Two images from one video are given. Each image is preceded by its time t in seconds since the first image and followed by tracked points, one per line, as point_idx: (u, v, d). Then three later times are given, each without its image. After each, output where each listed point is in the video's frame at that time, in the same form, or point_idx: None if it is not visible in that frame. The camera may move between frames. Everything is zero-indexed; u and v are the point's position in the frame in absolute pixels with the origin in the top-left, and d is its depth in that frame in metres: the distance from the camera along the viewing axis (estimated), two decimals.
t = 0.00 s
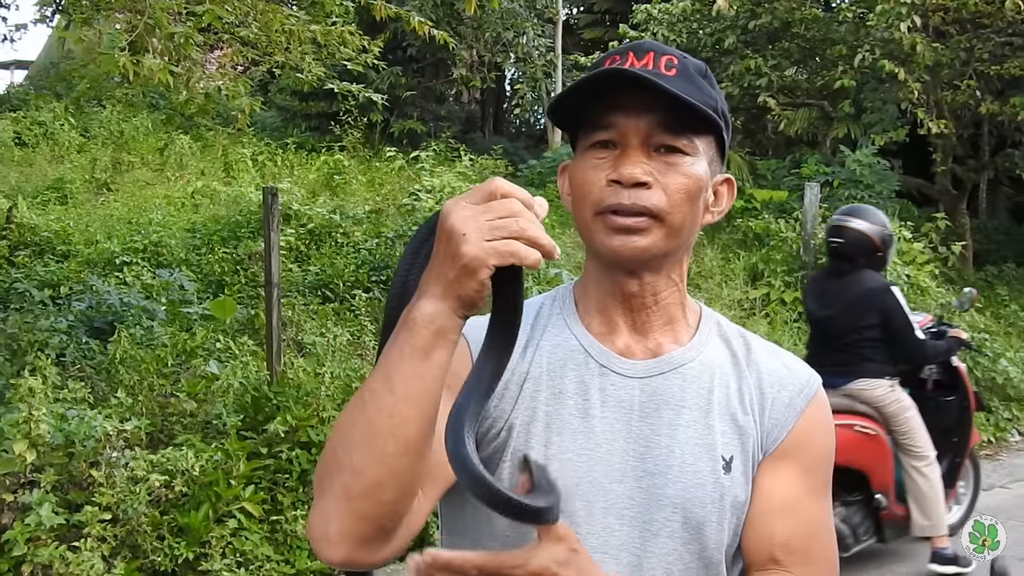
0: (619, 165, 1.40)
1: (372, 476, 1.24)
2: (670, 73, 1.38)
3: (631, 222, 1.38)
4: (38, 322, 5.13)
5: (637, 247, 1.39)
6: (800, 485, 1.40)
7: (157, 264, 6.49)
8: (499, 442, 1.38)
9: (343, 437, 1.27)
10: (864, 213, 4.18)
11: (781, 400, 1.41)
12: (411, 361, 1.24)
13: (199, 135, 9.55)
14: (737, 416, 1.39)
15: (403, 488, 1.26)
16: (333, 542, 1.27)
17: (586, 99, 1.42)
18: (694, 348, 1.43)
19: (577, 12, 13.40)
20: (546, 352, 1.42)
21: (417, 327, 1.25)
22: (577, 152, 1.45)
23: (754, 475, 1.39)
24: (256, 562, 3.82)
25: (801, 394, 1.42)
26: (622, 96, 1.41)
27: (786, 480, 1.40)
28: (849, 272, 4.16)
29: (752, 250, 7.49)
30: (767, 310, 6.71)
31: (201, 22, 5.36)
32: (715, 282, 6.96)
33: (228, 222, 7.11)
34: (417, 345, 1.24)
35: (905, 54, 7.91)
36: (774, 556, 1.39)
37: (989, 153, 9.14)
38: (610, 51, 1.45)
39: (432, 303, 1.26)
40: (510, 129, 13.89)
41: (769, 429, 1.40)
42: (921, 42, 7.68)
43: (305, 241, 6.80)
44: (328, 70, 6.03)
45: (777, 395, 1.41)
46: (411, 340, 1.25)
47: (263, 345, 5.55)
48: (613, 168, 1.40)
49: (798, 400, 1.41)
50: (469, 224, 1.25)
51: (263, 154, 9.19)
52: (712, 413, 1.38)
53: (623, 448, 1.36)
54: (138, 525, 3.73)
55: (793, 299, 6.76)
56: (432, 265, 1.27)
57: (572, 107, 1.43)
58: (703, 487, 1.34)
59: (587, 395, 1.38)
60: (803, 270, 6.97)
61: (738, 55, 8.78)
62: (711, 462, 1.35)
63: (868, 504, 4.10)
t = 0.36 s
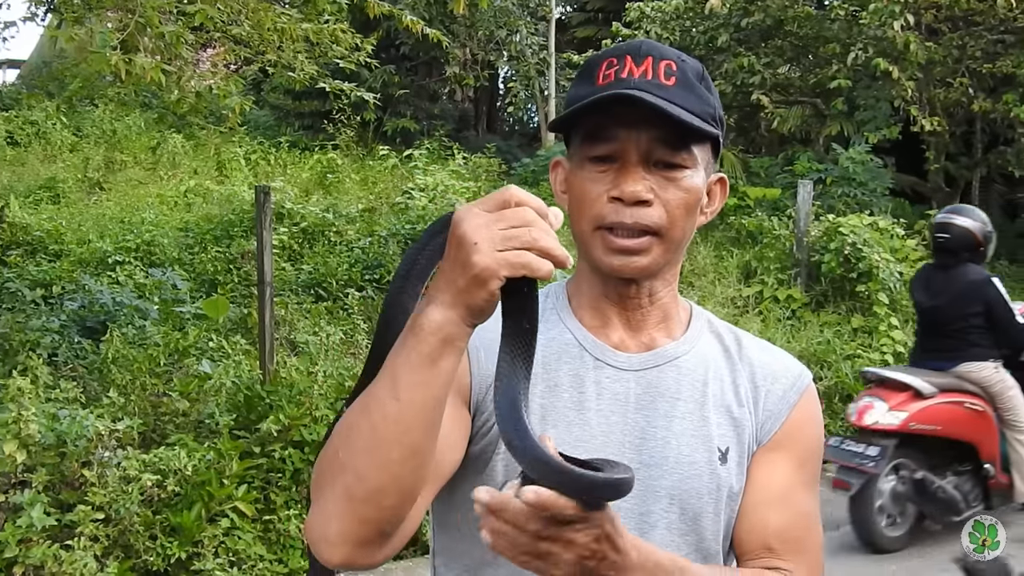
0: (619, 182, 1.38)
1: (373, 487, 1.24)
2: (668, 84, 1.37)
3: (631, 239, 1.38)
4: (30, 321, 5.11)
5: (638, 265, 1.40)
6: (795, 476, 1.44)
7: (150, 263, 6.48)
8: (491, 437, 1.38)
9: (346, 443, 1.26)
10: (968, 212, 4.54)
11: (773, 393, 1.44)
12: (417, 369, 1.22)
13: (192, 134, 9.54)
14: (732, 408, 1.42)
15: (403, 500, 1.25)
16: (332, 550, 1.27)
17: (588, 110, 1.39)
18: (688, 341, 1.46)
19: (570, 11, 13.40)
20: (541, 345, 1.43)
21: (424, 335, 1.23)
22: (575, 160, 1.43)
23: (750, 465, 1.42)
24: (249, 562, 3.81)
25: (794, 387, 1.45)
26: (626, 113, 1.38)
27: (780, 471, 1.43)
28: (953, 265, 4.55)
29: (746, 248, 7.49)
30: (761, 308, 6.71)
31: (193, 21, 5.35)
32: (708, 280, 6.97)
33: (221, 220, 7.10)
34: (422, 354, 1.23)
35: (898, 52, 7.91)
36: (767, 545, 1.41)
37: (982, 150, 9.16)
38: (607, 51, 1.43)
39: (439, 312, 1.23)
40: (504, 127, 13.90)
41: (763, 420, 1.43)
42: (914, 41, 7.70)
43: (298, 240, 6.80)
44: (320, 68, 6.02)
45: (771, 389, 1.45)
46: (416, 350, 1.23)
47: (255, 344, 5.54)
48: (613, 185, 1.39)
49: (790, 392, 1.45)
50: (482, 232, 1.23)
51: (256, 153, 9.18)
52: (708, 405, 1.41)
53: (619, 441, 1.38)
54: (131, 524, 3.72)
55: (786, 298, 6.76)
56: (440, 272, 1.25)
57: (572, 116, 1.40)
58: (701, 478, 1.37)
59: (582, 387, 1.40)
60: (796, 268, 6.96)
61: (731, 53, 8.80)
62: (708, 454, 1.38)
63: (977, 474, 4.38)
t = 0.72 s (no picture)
0: (615, 178, 1.37)
1: (385, 521, 1.21)
2: (659, 79, 1.38)
3: (628, 235, 1.38)
4: (21, 320, 5.09)
5: (636, 260, 1.40)
6: (788, 478, 1.44)
7: (142, 262, 6.46)
8: (488, 441, 1.36)
9: (356, 472, 1.22)
10: None
11: (769, 395, 1.45)
12: (428, 410, 1.17)
13: (184, 133, 9.53)
14: (728, 410, 1.41)
15: (413, 529, 1.23)
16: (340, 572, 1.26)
17: (581, 108, 1.38)
18: (683, 343, 1.46)
19: (563, 10, 13.40)
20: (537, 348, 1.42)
21: (439, 376, 1.17)
22: (567, 159, 1.42)
23: (745, 468, 1.42)
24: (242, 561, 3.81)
25: (788, 390, 1.46)
26: (618, 109, 1.38)
27: (774, 473, 1.43)
28: None
29: (739, 248, 7.51)
30: (754, 308, 6.72)
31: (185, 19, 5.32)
32: (701, 280, 6.98)
33: (214, 219, 7.08)
34: (437, 394, 1.17)
35: (891, 53, 7.93)
36: (765, 544, 1.42)
37: (974, 151, 9.20)
38: (595, 51, 1.43)
39: (455, 350, 1.16)
40: (497, 127, 13.90)
41: (759, 422, 1.44)
42: (908, 42, 7.71)
43: (291, 239, 6.79)
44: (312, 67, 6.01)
45: (766, 391, 1.45)
46: (432, 388, 1.17)
47: (248, 343, 5.53)
48: (608, 182, 1.38)
49: (784, 395, 1.46)
50: (506, 278, 1.13)
51: (249, 152, 9.16)
52: (704, 408, 1.40)
53: (617, 443, 1.37)
54: (123, 524, 3.70)
55: (778, 297, 6.77)
56: (457, 308, 1.17)
57: (564, 115, 1.40)
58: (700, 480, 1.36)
59: (579, 390, 1.39)
60: (789, 268, 6.95)
61: (724, 53, 8.82)
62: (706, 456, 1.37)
63: None
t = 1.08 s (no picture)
0: (622, 183, 1.34)
1: (385, 545, 1.16)
2: (660, 80, 1.37)
3: (636, 241, 1.35)
4: (15, 318, 5.08)
5: (639, 265, 1.36)
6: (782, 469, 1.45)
7: (137, 260, 6.45)
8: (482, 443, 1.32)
9: (366, 490, 1.16)
10: None
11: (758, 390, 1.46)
12: (454, 448, 1.12)
13: (180, 131, 9.52)
14: (719, 407, 1.43)
15: (409, 557, 1.18)
16: None
17: (586, 112, 1.35)
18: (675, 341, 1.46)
19: (561, 10, 13.40)
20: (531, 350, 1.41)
21: (471, 415, 1.11)
22: (568, 165, 1.38)
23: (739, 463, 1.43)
24: (236, 560, 3.81)
25: (776, 384, 1.48)
26: (624, 113, 1.36)
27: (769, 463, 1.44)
28: None
29: (734, 248, 7.52)
30: (749, 309, 6.73)
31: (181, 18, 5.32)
32: (696, 281, 6.98)
33: (210, 217, 7.08)
34: (465, 432, 1.11)
35: (887, 54, 7.93)
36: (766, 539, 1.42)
37: (970, 153, 9.21)
38: (589, 52, 1.41)
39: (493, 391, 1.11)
40: (494, 126, 13.90)
41: (749, 416, 1.45)
42: (904, 44, 7.72)
43: (287, 237, 6.78)
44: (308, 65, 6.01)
45: (755, 388, 1.47)
46: (461, 423, 1.12)
47: (243, 342, 5.52)
48: (615, 186, 1.34)
49: (772, 389, 1.47)
50: (569, 340, 1.08)
51: (245, 150, 9.15)
52: (698, 405, 1.41)
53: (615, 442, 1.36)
54: (115, 522, 3.69)
55: (773, 298, 6.78)
56: (509, 352, 1.11)
57: (566, 117, 1.37)
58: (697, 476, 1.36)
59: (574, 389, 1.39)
60: (784, 269, 6.96)
61: (721, 54, 8.84)
62: (702, 453, 1.38)
63: None
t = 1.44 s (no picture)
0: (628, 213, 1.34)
1: (383, 556, 1.16)
2: (671, 110, 1.37)
3: (634, 268, 1.36)
4: (8, 316, 5.07)
5: (632, 289, 1.38)
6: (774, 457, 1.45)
7: (130, 258, 6.43)
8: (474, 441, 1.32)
9: (371, 501, 1.16)
10: None
11: (746, 380, 1.47)
12: (463, 476, 1.11)
13: (174, 129, 9.51)
14: (709, 399, 1.43)
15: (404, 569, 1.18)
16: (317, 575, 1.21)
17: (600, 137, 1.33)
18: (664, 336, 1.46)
19: (556, 9, 13.40)
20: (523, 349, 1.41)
21: (483, 446, 1.10)
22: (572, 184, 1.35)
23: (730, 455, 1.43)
24: (228, 559, 3.79)
25: (763, 374, 1.48)
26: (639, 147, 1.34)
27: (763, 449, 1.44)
28: None
29: (729, 247, 7.52)
30: (743, 308, 6.74)
31: (174, 17, 5.31)
32: (690, 280, 6.98)
33: (204, 216, 7.07)
34: (478, 461, 1.11)
35: (881, 54, 7.94)
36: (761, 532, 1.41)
37: (963, 152, 9.22)
38: (602, 61, 1.38)
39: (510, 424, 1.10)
40: (489, 125, 13.89)
41: (738, 407, 1.45)
42: (898, 43, 7.73)
43: (280, 235, 6.77)
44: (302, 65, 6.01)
45: (745, 378, 1.47)
46: (475, 452, 1.11)
47: (236, 340, 5.51)
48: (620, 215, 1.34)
49: (759, 380, 1.48)
50: (596, 393, 1.07)
51: (240, 148, 9.14)
52: (688, 399, 1.41)
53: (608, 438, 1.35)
54: (109, 521, 3.68)
55: (768, 297, 6.80)
56: (533, 390, 1.10)
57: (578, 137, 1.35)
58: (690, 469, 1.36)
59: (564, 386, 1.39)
60: (778, 268, 6.99)
61: (716, 53, 8.86)
62: (694, 447, 1.38)
63: None
